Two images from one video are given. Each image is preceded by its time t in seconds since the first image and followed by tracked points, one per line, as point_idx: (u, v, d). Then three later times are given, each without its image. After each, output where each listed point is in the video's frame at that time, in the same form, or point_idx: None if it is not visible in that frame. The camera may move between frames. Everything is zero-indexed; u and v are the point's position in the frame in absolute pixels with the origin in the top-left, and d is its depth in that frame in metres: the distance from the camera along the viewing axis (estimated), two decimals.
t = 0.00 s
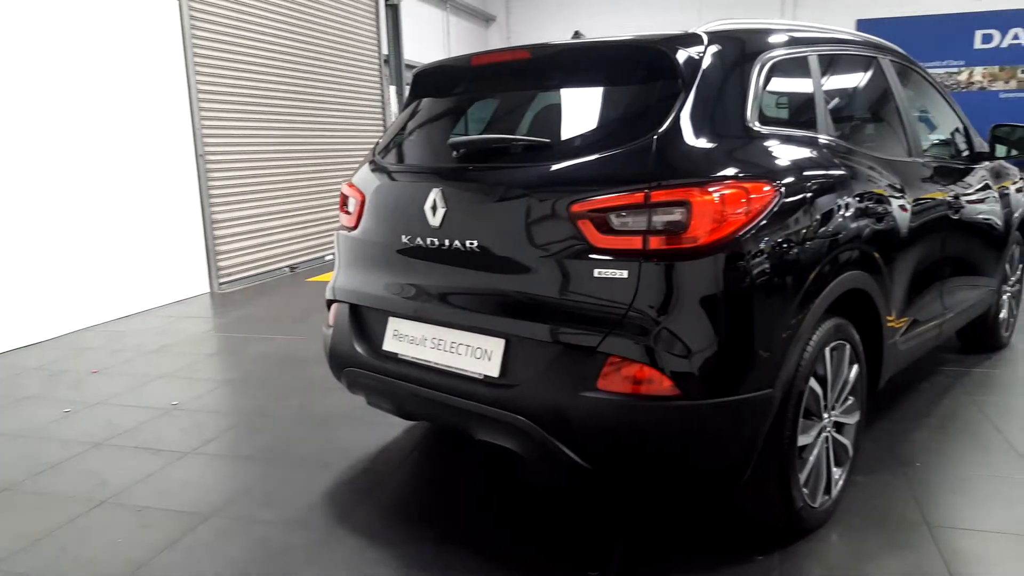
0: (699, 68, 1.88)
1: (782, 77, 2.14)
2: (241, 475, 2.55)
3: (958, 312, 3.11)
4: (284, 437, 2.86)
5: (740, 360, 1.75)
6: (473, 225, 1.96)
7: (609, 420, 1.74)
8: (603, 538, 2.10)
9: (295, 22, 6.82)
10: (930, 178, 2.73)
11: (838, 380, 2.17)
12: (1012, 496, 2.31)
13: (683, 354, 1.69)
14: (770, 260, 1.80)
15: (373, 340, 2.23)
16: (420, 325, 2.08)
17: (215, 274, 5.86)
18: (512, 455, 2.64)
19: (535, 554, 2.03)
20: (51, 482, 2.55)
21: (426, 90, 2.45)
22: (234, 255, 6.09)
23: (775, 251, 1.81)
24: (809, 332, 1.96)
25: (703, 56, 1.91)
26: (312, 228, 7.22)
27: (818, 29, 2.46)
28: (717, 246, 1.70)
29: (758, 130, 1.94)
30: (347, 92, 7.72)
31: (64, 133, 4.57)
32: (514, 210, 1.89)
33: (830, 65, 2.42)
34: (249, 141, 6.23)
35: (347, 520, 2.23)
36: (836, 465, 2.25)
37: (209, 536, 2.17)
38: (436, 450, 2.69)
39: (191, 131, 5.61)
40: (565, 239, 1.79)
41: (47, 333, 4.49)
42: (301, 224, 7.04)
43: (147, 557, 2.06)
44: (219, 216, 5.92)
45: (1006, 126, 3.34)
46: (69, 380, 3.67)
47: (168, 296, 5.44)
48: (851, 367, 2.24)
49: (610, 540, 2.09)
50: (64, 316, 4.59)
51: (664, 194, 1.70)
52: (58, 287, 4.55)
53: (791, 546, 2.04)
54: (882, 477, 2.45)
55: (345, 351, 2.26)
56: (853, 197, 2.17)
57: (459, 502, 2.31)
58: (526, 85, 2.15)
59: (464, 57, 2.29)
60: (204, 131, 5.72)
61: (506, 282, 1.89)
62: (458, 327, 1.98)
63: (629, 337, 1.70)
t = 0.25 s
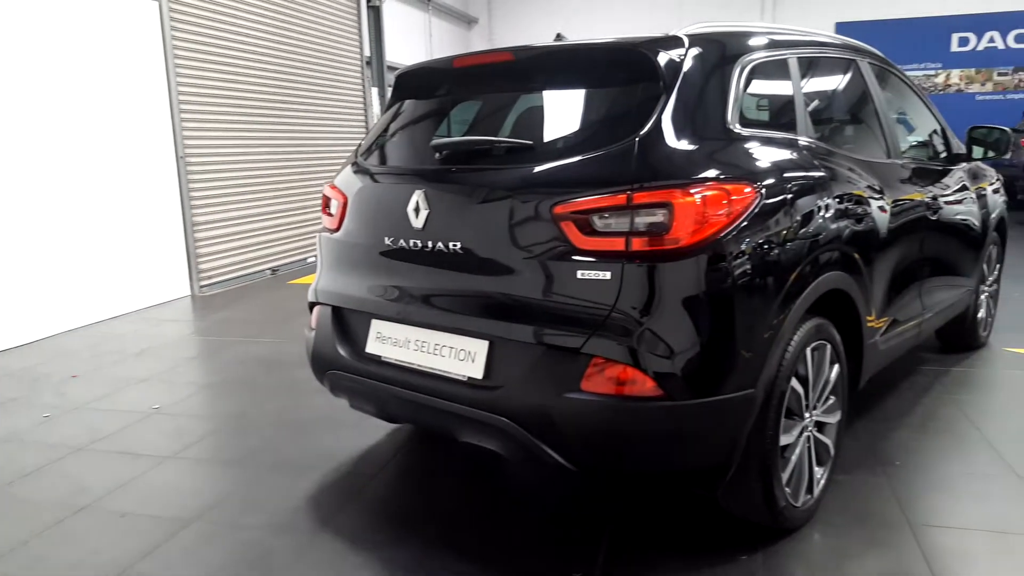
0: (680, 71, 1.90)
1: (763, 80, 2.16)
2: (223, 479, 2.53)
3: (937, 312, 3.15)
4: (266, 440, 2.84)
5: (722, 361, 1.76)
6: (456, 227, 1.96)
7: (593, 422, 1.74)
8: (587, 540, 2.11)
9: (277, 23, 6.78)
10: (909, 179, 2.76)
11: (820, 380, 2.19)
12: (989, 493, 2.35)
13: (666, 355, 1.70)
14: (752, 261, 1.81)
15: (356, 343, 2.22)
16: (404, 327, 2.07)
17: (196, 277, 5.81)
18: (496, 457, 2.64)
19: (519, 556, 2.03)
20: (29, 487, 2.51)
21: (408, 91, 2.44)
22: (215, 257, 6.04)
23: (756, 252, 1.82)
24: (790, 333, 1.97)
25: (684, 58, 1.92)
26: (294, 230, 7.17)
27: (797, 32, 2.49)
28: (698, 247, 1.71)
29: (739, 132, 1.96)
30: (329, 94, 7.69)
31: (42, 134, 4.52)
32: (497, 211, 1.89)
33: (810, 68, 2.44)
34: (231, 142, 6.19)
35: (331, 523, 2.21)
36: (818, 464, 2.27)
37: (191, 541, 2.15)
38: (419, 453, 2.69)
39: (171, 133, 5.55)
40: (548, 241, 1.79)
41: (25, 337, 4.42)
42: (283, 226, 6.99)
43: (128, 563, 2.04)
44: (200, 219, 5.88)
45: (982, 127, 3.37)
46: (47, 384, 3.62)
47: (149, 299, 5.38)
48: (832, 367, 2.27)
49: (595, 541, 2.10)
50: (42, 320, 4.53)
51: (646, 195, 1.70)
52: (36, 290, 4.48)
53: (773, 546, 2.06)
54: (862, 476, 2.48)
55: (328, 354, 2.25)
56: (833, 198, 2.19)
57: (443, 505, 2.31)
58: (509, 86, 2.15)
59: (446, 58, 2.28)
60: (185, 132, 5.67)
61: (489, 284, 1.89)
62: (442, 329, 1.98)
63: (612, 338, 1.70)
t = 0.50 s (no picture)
0: (664, 74, 1.91)
1: (746, 83, 2.17)
2: (208, 484, 2.51)
3: (919, 313, 3.18)
4: (251, 445, 2.82)
5: (708, 362, 1.77)
6: (441, 229, 1.96)
7: (579, 424, 1.74)
8: (575, 542, 2.11)
9: (261, 25, 6.75)
10: (891, 181, 2.79)
11: (804, 381, 2.20)
12: (971, 492, 2.37)
13: (652, 356, 1.71)
14: (736, 262, 1.82)
15: (342, 346, 2.21)
16: (389, 330, 2.07)
17: (179, 280, 5.76)
18: (483, 460, 2.64)
19: (506, 558, 2.03)
20: (9, 494, 2.48)
21: (393, 94, 2.44)
22: (198, 261, 6.00)
23: (740, 254, 1.84)
24: (774, 334, 1.99)
25: (667, 62, 1.94)
26: (279, 233, 7.14)
27: (780, 36, 2.51)
28: (683, 249, 1.72)
29: (722, 135, 1.97)
30: (314, 96, 7.67)
31: (23, 137, 4.47)
32: (483, 214, 1.89)
33: (793, 70, 2.46)
34: (215, 145, 6.15)
35: (317, 527, 2.20)
36: (803, 464, 2.28)
37: (175, 546, 2.13)
38: (406, 456, 2.68)
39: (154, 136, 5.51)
40: (534, 243, 1.79)
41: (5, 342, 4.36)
42: (268, 229, 6.96)
43: (111, 570, 2.02)
44: (184, 222, 5.83)
45: (962, 130, 3.41)
46: (28, 389, 3.58)
47: (132, 303, 5.34)
48: (816, 367, 2.28)
49: (582, 543, 2.10)
50: (23, 324, 4.47)
51: (631, 198, 1.71)
52: (17, 295, 4.43)
53: (758, 547, 2.08)
54: (846, 475, 2.50)
55: (313, 357, 2.24)
56: (816, 200, 2.21)
57: (430, 508, 2.30)
58: (494, 89, 2.15)
59: (430, 61, 2.28)
60: (168, 135, 5.63)
61: (475, 286, 1.89)
62: (428, 332, 1.98)
63: (598, 340, 1.71)
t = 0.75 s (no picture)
0: (649, 78, 1.92)
1: (730, 86, 2.19)
2: (193, 490, 2.49)
3: (902, 313, 3.21)
4: (237, 450, 2.80)
5: (694, 363, 1.78)
6: (427, 232, 1.96)
7: (567, 426, 1.74)
8: (562, 544, 2.11)
9: (245, 27, 6.72)
10: (873, 183, 2.82)
11: (789, 381, 2.22)
12: (953, 491, 2.40)
13: (639, 358, 1.71)
14: (721, 264, 1.83)
15: (327, 350, 2.20)
16: (376, 333, 2.06)
17: (163, 284, 5.71)
18: (470, 463, 2.64)
19: (494, 561, 2.03)
20: None
21: (379, 97, 2.43)
22: (182, 265, 5.95)
23: (725, 255, 1.85)
24: (759, 335, 2.00)
25: (652, 65, 1.95)
26: (264, 237, 7.10)
27: (763, 39, 2.53)
28: (669, 251, 1.73)
29: (707, 138, 1.98)
30: (298, 99, 7.63)
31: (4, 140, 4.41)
32: (469, 217, 1.89)
33: (776, 74, 2.48)
34: (199, 148, 6.11)
35: (303, 533, 2.19)
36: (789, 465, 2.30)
37: (160, 553, 2.11)
38: (393, 460, 2.67)
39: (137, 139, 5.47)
40: (521, 246, 1.80)
41: None
42: (252, 232, 6.92)
43: None
44: (167, 226, 5.78)
45: (942, 132, 3.44)
46: (9, 396, 3.53)
47: (115, 307, 5.29)
48: (801, 368, 2.30)
49: (570, 546, 2.10)
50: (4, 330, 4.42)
51: (617, 200, 1.72)
52: None
53: (745, 547, 2.09)
54: (831, 475, 2.52)
55: (299, 361, 2.23)
56: (799, 202, 2.23)
57: (418, 512, 2.29)
58: (479, 93, 2.16)
59: (416, 64, 2.28)
60: (151, 138, 5.59)
61: (462, 289, 1.88)
62: (414, 336, 1.97)
63: (585, 342, 1.71)
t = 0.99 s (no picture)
0: (633, 81, 1.93)
1: (714, 90, 2.20)
2: (178, 496, 2.47)
3: (885, 315, 3.24)
4: (222, 456, 2.78)
5: (679, 366, 1.79)
6: (413, 236, 1.95)
7: (553, 429, 1.75)
8: (550, 547, 2.11)
9: (229, 30, 6.68)
10: (856, 186, 2.84)
11: (774, 383, 2.23)
12: (936, 490, 2.43)
13: (625, 361, 1.72)
14: (706, 267, 1.84)
15: (313, 354, 2.19)
16: (362, 337, 2.05)
17: (146, 289, 5.65)
18: (457, 467, 2.63)
19: (481, 565, 2.02)
20: None
21: (364, 100, 2.43)
22: (166, 269, 5.90)
23: (710, 258, 1.86)
24: (744, 337, 2.01)
25: (637, 69, 1.96)
26: (248, 240, 7.06)
27: (746, 43, 2.55)
28: (654, 254, 1.73)
29: (691, 141, 1.99)
30: (283, 103, 7.60)
31: None
32: (455, 220, 1.88)
33: (760, 77, 2.50)
34: (183, 152, 6.07)
35: (290, 539, 2.18)
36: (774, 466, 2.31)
37: (145, 560, 2.09)
38: (380, 464, 2.66)
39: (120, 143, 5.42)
40: (507, 249, 1.80)
41: None
42: (236, 236, 6.87)
43: None
44: (150, 229, 5.73)
45: (924, 135, 3.48)
46: None
47: (98, 312, 5.23)
48: (786, 370, 2.32)
49: (558, 549, 2.10)
50: None
51: (602, 204, 1.72)
52: None
53: (731, 549, 2.10)
54: (817, 476, 2.54)
55: (284, 366, 2.22)
56: (783, 205, 2.24)
57: (405, 517, 2.29)
58: (464, 96, 2.16)
59: (401, 67, 2.28)
60: (134, 142, 5.54)
61: (448, 292, 1.88)
62: (400, 340, 1.97)
63: (572, 345, 1.71)
